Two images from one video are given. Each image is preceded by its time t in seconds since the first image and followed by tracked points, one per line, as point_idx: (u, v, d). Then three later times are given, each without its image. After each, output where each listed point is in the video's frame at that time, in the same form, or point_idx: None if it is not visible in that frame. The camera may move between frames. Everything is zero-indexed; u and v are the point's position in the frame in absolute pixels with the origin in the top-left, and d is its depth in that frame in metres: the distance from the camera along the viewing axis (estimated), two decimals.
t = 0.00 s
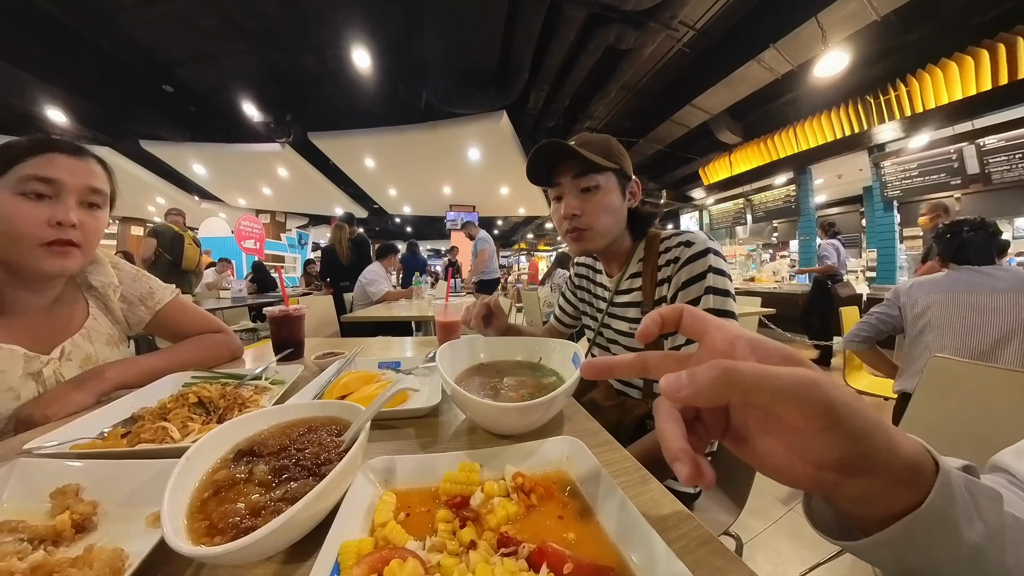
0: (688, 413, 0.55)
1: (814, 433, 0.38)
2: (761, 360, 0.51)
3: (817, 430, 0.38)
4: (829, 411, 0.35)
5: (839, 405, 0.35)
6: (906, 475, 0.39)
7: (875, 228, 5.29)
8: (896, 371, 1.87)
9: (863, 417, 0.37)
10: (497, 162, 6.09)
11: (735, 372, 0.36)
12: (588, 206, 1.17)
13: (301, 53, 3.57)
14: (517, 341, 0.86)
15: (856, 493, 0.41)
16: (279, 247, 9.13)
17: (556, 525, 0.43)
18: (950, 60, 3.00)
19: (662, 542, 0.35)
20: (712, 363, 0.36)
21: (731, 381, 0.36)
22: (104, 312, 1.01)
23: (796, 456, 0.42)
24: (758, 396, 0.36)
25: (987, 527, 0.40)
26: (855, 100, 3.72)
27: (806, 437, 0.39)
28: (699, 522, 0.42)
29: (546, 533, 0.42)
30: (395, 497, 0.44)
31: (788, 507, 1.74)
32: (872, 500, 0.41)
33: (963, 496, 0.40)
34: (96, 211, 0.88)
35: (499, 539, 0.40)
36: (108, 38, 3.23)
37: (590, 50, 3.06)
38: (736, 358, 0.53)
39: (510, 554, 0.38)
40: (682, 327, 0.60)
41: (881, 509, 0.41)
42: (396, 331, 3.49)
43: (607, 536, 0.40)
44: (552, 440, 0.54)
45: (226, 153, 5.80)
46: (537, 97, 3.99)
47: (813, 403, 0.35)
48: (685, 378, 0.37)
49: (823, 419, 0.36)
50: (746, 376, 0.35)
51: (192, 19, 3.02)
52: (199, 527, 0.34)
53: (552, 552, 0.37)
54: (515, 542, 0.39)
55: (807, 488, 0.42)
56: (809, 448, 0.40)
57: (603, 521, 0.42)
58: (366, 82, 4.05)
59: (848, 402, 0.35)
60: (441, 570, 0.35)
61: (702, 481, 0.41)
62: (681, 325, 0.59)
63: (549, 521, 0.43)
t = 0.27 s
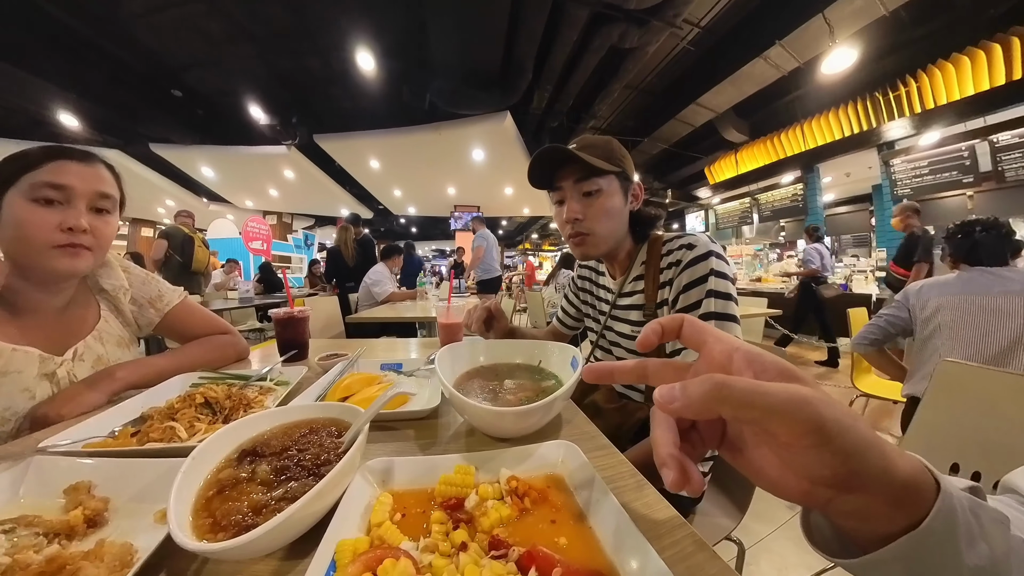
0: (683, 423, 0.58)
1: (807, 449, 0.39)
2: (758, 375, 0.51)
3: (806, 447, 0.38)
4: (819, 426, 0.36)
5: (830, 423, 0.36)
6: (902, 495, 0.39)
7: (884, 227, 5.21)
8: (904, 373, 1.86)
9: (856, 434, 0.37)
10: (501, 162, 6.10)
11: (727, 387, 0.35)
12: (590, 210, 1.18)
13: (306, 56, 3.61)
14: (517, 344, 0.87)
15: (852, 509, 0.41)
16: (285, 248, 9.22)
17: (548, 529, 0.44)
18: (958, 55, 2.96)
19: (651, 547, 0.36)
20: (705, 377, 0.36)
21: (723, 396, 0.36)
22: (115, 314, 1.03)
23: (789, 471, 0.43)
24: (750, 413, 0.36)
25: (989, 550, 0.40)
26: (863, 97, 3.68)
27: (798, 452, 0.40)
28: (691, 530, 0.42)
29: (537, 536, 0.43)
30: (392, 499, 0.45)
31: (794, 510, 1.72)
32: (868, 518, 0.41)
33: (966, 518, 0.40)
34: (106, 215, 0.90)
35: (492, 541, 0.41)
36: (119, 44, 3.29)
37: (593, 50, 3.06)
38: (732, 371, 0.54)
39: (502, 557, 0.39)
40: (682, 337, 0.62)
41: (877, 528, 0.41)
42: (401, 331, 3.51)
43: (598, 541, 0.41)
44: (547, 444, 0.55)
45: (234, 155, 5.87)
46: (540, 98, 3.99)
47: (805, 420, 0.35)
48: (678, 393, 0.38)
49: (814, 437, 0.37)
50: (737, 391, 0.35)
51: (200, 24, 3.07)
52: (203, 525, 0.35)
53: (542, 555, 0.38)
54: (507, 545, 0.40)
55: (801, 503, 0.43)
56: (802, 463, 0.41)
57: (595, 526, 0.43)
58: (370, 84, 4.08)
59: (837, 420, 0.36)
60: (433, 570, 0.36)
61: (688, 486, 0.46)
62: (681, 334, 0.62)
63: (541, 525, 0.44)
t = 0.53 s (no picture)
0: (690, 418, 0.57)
1: (809, 443, 0.39)
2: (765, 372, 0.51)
3: (810, 441, 0.39)
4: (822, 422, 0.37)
5: (833, 418, 0.37)
6: (902, 495, 0.40)
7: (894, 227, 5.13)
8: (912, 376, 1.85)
9: (859, 431, 0.38)
10: (505, 163, 6.11)
11: (734, 380, 0.36)
12: (591, 213, 1.18)
13: (311, 58, 3.64)
14: (519, 346, 0.88)
15: (854, 510, 0.42)
16: (292, 249, 9.31)
17: (545, 532, 0.44)
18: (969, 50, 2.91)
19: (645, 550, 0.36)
20: (714, 369, 0.37)
21: (731, 388, 0.36)
22: (126, 316, 1.06)
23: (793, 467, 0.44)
24: (756, 406, 0.37)
25: (992, 555, 0.40)
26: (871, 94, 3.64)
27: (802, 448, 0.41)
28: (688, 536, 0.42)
29: (534, 539, 0.43)
30: (393, 498, 0.46)
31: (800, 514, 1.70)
32: (869, 519, 0.42)
33: (970, 522, 0.41)
34: (116, 219, 0.92)
35: (489, 542, 0.42)
36: (128, 49, 3.35)
37: (597, 49, 3.06)
38: (741, 367, 0.54)
39: (498, 557, 0.40)
40: (691, 335, 0.62)
41: (879, 530, 0.42)
42: (405, 332, 3.53)
43: (594, 544, 0.42)
44: (546, 447, 0.56)
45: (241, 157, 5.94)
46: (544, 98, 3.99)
47: (808, 415, 0.36)
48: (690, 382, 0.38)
49: (816, 431, 0.38)
50: (744, 384, 0.36)
51: (207, 29, 3.11)
52: (212, 521, 0.37)
53: (537, 558, 0.39)
54: (503, 546, 0.41)
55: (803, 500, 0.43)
56: (806, 459, 0.41)
57: (591, 528, 0.43)
58: (374, 86, 4.11)
59: (841, 416, 0.37)
60: (431, 569, 0.37)
61: (693, 477, 0.45)
62: (690, 333, 0.62)
63: (538, 527, 0.45)
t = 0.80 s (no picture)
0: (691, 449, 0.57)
1: (814, 487, 0.39)
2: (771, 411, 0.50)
3: (815, 485, 0.39)
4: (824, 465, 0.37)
5: (837, 461, 0.37)
6: (910, 537, 0.39)
7: (904, 226, 5.05)
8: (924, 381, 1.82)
9: (867, 474, 0.38)
10: (510, 163, 6.12)
11: (737, 422, 0.37)
12: (593, 212, 1.18)
13: (317, 61, 3.68)
14: (523, 347, 0.88)
15: (860, 551, 0.41)
16: (299, 250, 9.40)
17: (547, 532, 0.45)
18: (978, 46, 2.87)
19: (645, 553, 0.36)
20: (716, 411, 0.38)
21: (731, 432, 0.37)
22: (138, 317, 1.08)
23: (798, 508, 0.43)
24: (757, 449, 0.37)
25: None
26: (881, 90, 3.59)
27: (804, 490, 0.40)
28: (691, 539, 0.42)
29: (536, 539, 0.44)
30: (397, 497, 0.47)
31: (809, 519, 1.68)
32: (879, 560, 0.41)
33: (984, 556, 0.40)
34: (130, 222, 0.94)
35: (491, 541, 0.42)
36: (139, 55, 3.42)
37: (602, 48, 3.05)
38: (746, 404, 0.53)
39: (500, 557, 0.40)
40: (696, 362, 0.60)
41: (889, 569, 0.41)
42: (411, 332, 3.55)
43: (595, 546, 0.42)
44: (549, 449, 0.56)
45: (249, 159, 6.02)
46: (549, 98, 3.99)
47: (812, 458, 0.36)
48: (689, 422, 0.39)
49: (821, 476, 0.38)
50: (744, 427, 0.37)
51: (215, 34, 3.16)
52: (221, 517, 0.37)
53: (538, 557, 0.39)
54: (505, 546, 0.41)
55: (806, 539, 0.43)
56: (810, 502, 0.41)
57: (593, 531, 0.43)
58: (379, 88, 4.14)
59: (846, 461, 0.37)
60: (433, 566, 0.37)
61: (692, 510, 0.46)
62: (694, 359, 0.60)
63: (540, 527, 0.45)
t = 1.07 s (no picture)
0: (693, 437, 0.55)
1: (818, 479, 0.38)
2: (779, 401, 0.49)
3: (823, 479, 0.38)
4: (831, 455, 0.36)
5: (847, 454, 0.36)
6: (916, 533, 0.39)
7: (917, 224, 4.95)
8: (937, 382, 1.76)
9: (879, 469, 0.37)
10: (515, 163, 6.11)
11: (741, 410, 0.36)
12: (601, 211, 1.17)
13: (324, 64, 3.71)
14: (531, 346, 0.87)
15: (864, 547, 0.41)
16: (306, 251, 9.50)
17: (556, 532, 0.44)
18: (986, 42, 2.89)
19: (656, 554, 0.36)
20: (721, 398, 0.37)
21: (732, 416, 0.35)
22: (150, 316, 1.09)
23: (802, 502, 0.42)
24: (762, 435, 0.36)
25: None
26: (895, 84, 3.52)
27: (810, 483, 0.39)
28: (702, 540, 0.42)
29: (545, 539, 0.43)
30: (406, 495, 0.47)
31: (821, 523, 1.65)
32: (882, 554, 0.41)
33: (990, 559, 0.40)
34: (143, 223, 0.96)
35: (500, 542, 0.42)
36: (150, 61, 3.47)
37: (607, 47, 3.03)
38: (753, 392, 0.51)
39: (509, 557, 0.40)
40: (703, 353, 0.59)
41: (888, 565, 0.41)
42: (417, 332, 3.56)
43: (605, 546, 0.41)
44: (556, 448, 0.56)
45: (257, 162, 6.10)
46: (554, 98, 3.98)
47: (822, 450, 0.36)
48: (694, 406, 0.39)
49: (826, 466, 0.37)
50: (751, 414, 0.36)
51: (224, 39, 3.20)
52: (232, 514, 0.38)
53: (548, 557, 0.39)
54: (514, 545, 0.41)
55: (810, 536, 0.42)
56: (812, 493, 0.40)
57: (603, 531, 0.43)
58: (385, 89, 4.16)
59: (855, 454, 0.36)
60: (443, 566, 0.37)
61: (689, 495, 0.46)
62: (701, 350, 0.59)
63: (550, 527, 0.45)
